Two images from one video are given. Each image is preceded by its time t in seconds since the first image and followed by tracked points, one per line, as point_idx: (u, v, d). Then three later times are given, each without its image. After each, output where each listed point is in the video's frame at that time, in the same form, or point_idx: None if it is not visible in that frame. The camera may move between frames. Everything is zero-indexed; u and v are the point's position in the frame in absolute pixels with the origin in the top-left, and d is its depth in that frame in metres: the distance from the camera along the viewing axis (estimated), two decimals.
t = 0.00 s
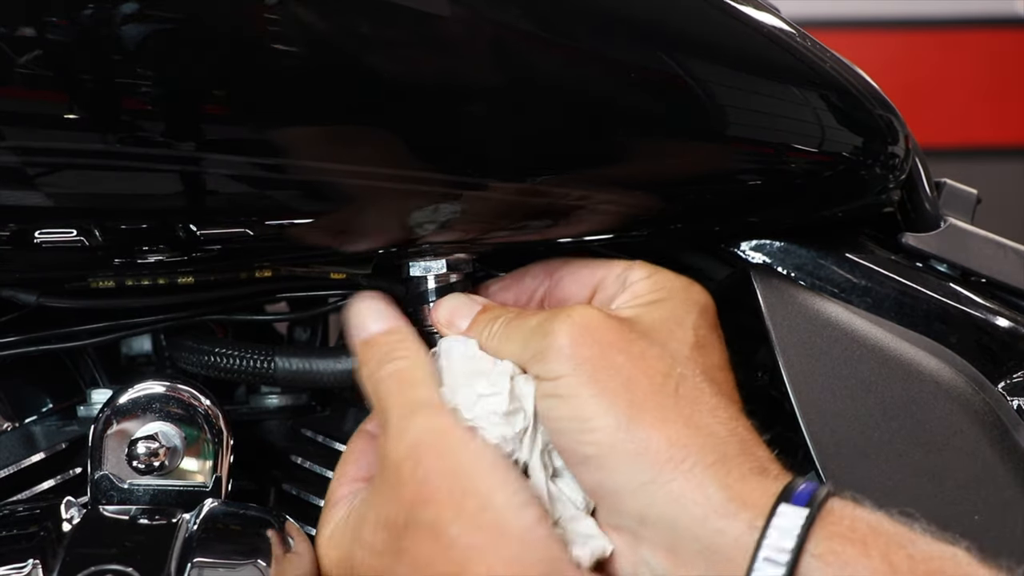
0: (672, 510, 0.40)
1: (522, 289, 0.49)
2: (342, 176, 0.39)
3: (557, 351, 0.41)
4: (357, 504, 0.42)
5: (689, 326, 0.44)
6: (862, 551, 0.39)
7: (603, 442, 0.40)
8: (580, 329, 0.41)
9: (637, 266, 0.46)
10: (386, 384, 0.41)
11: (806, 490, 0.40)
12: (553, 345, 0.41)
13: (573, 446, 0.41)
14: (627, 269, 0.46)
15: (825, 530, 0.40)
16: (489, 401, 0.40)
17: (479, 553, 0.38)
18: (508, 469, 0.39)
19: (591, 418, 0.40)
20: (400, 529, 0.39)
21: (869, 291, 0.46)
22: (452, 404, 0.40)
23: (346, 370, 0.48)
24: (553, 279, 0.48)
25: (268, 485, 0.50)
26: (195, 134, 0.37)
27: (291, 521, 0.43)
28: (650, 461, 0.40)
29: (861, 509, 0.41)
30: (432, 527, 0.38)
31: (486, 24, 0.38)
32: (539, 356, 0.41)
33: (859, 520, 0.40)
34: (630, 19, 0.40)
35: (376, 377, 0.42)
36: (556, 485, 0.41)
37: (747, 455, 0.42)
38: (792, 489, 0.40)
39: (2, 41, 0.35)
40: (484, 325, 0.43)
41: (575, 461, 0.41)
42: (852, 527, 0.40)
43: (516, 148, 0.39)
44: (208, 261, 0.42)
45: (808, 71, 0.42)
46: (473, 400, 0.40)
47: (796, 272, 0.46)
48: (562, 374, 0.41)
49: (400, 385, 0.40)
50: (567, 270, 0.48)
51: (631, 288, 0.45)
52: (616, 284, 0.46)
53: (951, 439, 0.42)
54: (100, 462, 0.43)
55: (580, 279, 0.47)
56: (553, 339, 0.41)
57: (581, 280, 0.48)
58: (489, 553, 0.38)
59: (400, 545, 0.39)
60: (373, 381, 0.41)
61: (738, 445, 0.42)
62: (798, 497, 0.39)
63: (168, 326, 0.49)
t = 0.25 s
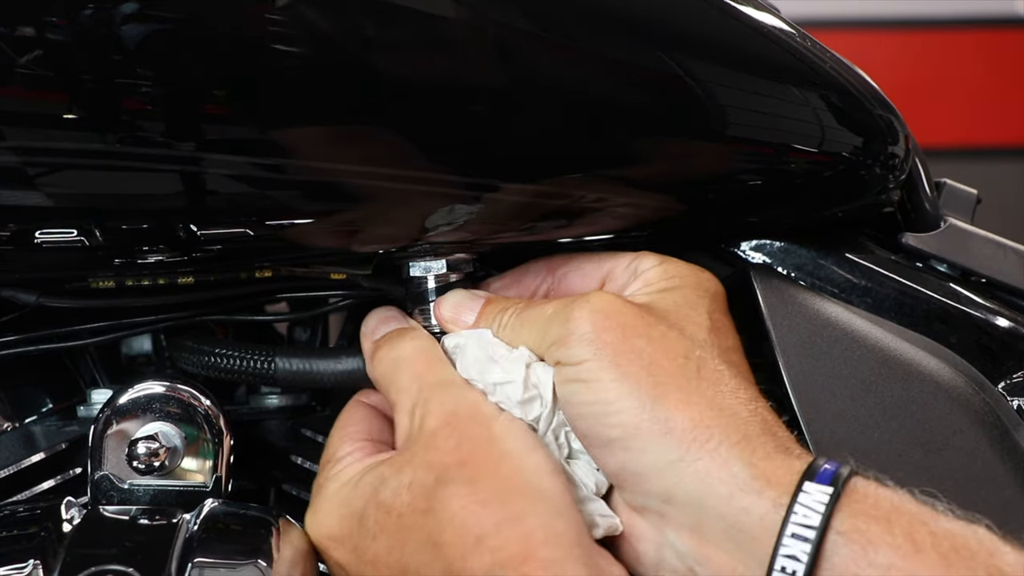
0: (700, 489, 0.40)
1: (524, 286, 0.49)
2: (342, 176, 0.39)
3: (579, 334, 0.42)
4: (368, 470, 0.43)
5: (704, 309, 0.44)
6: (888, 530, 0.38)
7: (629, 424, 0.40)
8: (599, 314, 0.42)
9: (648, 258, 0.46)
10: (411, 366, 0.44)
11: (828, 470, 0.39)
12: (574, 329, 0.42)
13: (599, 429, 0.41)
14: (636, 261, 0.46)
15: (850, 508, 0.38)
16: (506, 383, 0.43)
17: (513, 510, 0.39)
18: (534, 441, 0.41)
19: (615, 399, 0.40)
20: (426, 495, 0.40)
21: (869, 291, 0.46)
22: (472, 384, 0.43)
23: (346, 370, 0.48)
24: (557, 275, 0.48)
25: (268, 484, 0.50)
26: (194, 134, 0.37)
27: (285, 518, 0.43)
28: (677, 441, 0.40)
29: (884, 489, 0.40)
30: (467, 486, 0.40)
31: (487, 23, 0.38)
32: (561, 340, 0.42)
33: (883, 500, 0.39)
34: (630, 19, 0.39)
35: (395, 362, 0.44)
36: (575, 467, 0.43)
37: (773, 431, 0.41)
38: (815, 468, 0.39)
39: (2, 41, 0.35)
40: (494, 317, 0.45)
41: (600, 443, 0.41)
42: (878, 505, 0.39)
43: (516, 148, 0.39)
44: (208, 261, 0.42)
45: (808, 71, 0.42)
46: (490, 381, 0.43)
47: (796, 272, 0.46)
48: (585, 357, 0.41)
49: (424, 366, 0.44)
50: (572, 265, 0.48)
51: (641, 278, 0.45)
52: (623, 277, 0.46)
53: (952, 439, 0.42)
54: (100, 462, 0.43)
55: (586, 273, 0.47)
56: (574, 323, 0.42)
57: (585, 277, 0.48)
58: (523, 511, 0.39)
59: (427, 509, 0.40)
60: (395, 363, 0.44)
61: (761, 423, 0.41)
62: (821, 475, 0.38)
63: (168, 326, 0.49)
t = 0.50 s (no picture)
0: (676, 508, 0.39)
1: (526, 289, 0.49)
2: (342, 176, 0.39)
3: (572, 344, 0.41)
4: (382, 484, 0.43)
5: (700, 326, 0.44)
6: (865, 551, 0.38)
7: (615, 438, 0.39)
8: (597, 324, 0.41)
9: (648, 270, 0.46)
10: (422, 379, 0.43)
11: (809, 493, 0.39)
12: (568, 340, 0.41)
13: (585, 441, 0.40)
14: (638, 272, 0.46)
15: (828, 529, 0.39)
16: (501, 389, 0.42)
17: (528, 526, 0.38)
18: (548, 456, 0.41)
19: (604, 413, 0.39)
20: (440, 509, 0.40)
21: (870, 291, 0.46)
22: (478, 395, 0.43)
23: (346, 370, 0.48)
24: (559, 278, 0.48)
25: (268, 485, 0.50)
26: (194, 134, 0.37)
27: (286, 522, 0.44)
28: (664, 459, 0.39)
29: (864, 513, 0.40)
30: (482, 502, 0.39)
31: (487, 23, 0.37)
32: (555, 349, 0.41)
33: (862, 523, 0.39)
34: (630, 19, 0.39)
35: (404, 374, 0.43)
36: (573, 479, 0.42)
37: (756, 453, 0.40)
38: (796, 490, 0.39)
39: (2, 41, 0.35)
40: (491, 318, 0.44)
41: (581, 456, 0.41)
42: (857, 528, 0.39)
43: (516, 148, 0.39)
44: (208, 262, 0.42)
45: (808, 71, 0.42)
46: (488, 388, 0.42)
47: (796, 272, 0.46)
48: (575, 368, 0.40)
49: (434, 380, 0.43)
50: (574, 271, 0.48)
51: (641, 291, 0.46)
52: (625, 286, 0.46)
53: (952, 439, 0.42)
54: (100, 463, 0.43)
55: (589, 280, 0.48)
56: (570, 332, 0.41)
57: (588, 283, 0.48)
58: (537, 527, 0.38)
59: (441, 523, 0.40)
60: (407, 376, 0.43)
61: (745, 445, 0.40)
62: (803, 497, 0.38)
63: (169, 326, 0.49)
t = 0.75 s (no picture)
0: (659, 515, 0.40)
1: (528, 294, 0.49)
2: (342, 176, 0.39)
3: (569, 347, 0.40)
4: (370, 484, 0.43)
5: (697, 339, 0.44)
6: (845, 566, 0.39)
7: (605, 442, 0.39)
8: (596, 328, 0.41)
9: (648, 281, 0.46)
10: (415, 381, 0.43)
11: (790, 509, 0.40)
12: (566, 343, 0.41)
13: (574, 443, 0.40)
14: (641, 284, 0.46)
15: (809, 544, 0.39)
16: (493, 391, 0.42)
17: (511, 534, 0.38)
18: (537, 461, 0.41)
19: (598, 416, 0.39)
20: (427, 513, 0.40)
21: (869, 291, 0.46)
22: (472, 398, 0.42)
23: (346, 370, 0.48)
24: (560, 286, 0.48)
25: (268, 485, 0.50)
26: (194, 134, 0.37)
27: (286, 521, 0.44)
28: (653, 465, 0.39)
29: (845, 530, 0.41)
30: (468, 507, 0.39)
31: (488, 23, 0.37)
32: (552, 350, 0.41)
33: (843, 538, 0.40)
34: (629, 18, 0.39)
35: (401, 375, 0.43)
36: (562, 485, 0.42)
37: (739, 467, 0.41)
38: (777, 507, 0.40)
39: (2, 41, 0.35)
40: (489, 318, 0.44)
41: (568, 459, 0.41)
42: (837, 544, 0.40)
43: (517, 147, 0.39)
44: (208, 261, 0.42)
45: (808, 71, 0.42)
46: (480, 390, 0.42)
47: (796, 272, 0.46)
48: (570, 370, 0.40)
49: (431, 381, 0.43)
50: (577, 279, 0.48)
51: (642, 303, 0.46)
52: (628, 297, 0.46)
53: (952, 439, 0.42)
54: (100, 462, 0.43)
55: (590, 290, 0.47)
56: (568, 334, 0.41)
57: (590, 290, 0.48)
58: (522, 533, 0.39)
59: (427, 527, 0.40)
60: (403, 377, 0.43)
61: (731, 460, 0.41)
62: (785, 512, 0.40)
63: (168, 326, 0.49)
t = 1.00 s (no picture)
0: (672, 515, 0.40)
1: (527, 291, 0.49)
2: (342, 176, 0.39)
3: (571, 347, 0.41)
4: (377, 487, 0.42)
5: (700, 337, 0.44)
6: (858, 561, 0.39)
7: (614, 443, 0.40)
8: (599, 328, 0.41)
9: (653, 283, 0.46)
10: (421, 383, 0.43)
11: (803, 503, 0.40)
12: (569, 343, 0.41)
13: (583, 446, 0.40)
14: (640, 279, 0.46)
15: (822, 539, 0.40)
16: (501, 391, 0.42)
17: (527, 531, 0.39)
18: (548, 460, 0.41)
19: (606, 417, 0.40)
20: (438, 513, 0.40)
21: (869, 291, 0.46)
22: (479, 400, 0.43)
23: (346, 373, 0.48)
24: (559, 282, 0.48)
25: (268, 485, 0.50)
26: (195, 134, 0.37)
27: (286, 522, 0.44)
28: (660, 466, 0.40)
29: (856, 523, 0.41)
30: (480, 506, 0.39)
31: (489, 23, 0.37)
32: (557, 351, 0.41)
33: (854, 533, 0.40)
34: (629, 18, 0.39)
35: (404, 378, 0.43)
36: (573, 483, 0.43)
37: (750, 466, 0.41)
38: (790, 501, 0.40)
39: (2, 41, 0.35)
40: (491, 317, 0.44)
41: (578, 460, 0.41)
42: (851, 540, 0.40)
43: (517, 148, 0.39)
44: (208, 262, 0.42)
45: (808, 71, 0.42)
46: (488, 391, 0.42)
47: (796, 272, 0.46)
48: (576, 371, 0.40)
49: (436, 382, 0.43)
50: (576, 275, 0.48)
51: (643, 300, 0.46)
52: (629, 294, 0.46)
53: (952, 439, 0.42)
54: (100, 462, 0.43)
55: (589, 285, 0.47)
56: (571, 335, 0.41)
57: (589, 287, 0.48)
58: (537, 530, 0.39)
59: (440, 526, 0.40)
60: (408, 380, 0.43)
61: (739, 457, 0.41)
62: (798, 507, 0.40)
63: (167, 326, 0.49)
